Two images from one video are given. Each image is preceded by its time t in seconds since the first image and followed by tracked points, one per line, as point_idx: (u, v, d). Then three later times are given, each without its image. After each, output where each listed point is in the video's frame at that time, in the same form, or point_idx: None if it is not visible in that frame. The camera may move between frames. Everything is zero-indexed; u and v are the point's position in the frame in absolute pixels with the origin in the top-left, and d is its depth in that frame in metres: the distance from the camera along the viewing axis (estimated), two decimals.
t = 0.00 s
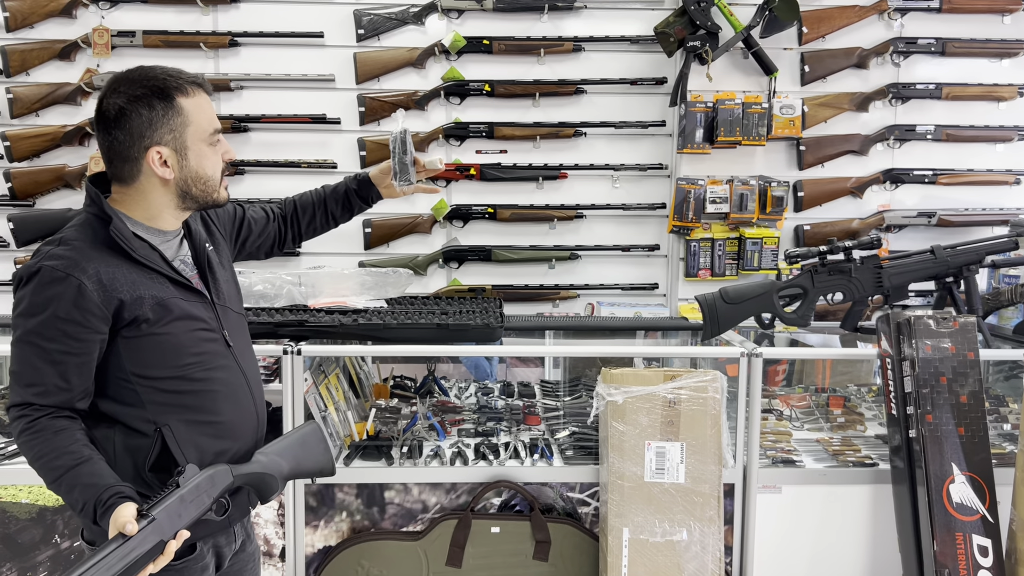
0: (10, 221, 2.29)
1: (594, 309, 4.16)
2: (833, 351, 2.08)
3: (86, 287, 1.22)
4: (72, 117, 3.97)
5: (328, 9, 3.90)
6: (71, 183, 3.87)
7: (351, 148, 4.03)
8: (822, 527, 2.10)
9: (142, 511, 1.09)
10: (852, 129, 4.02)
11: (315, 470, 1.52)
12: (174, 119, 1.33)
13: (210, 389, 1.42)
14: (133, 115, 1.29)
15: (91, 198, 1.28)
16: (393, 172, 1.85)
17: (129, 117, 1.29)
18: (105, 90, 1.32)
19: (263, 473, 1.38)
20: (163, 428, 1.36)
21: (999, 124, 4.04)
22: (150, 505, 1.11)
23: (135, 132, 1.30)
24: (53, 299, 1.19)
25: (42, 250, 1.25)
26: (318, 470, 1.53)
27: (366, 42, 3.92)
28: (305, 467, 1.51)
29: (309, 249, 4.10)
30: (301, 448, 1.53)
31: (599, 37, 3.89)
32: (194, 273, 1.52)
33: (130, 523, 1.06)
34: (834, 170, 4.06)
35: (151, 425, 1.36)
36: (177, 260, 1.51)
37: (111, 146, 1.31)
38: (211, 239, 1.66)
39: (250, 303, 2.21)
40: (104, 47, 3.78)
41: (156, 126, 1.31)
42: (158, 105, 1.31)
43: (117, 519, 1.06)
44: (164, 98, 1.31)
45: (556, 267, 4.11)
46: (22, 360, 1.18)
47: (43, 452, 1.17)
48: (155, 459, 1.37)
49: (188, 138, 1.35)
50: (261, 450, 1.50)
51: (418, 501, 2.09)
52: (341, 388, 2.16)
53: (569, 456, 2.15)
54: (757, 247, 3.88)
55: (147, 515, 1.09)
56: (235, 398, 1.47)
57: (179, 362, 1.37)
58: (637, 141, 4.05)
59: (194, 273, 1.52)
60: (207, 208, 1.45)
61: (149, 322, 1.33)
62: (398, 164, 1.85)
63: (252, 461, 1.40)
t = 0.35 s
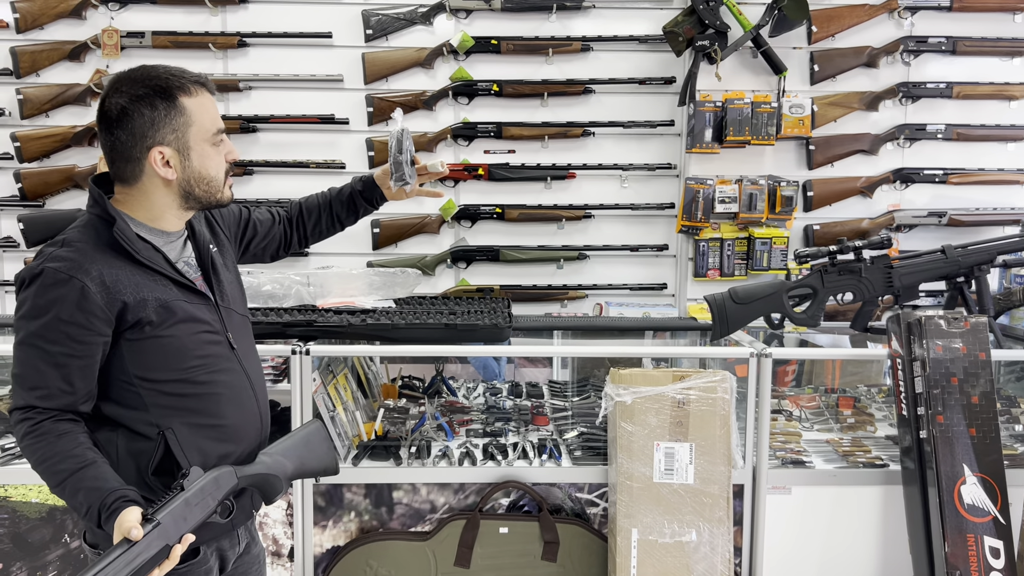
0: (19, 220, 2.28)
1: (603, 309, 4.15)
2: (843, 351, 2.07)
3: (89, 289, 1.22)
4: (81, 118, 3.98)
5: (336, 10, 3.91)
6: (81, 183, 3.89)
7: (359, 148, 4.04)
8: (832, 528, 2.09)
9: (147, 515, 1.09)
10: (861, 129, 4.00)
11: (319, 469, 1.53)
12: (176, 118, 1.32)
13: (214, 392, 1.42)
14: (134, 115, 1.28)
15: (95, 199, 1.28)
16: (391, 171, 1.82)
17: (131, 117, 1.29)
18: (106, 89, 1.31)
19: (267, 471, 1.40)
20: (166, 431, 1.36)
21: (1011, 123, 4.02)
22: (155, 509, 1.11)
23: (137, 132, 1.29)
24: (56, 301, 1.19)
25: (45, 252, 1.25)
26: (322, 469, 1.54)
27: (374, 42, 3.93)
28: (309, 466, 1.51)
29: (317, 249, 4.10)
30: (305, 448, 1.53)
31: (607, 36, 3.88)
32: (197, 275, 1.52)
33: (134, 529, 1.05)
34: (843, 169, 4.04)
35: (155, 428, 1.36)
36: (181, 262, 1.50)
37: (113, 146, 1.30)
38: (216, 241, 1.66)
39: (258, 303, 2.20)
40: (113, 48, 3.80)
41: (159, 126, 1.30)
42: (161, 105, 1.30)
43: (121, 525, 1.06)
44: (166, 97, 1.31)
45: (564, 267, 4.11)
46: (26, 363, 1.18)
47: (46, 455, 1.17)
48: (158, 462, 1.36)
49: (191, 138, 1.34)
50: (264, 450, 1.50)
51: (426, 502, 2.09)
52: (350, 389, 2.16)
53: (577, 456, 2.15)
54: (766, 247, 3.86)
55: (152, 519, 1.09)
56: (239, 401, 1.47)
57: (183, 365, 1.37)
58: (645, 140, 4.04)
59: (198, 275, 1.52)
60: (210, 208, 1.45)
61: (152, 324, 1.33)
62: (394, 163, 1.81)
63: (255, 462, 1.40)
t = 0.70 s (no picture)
0: (25, 220, 2.28)
1: (608, 309, 4.15)
2: (849, 351, 2.07)
3: (89, 291, 1.23)
4: (88, 119, 3.99)
5: (341, 10, 3.92)
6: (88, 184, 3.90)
7: (365, 148, 4.04)
8: (838, 529, 2.09)
9: (147, 515, 1.09)
10: (867, 128, 3.99)
11: (327, 453, 1.54)
12: (175, 119, 1.32)
13: (215, 394, 1.42)
14: (134, 116, 1.29)
15: (95, 201, 1.29)
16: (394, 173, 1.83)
17: (131, 118, 1.29)
18: (108, 90, 1.32)
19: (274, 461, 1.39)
20: (167, 433, 1.36)
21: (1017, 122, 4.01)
22: (157, 508, 1.11)
23: (137, 133, 1.30)
24: (57, 303, 1.19)
25: (45, 254, 1.25)
26: (331, 453, 1.55)
27: (379, 42, 3.93)
28: (318, 451, 1.51)
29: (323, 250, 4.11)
30: (313, 432, 1.53)
31: (612, 36, 3.88)
32: (198, 276, 1.52)
33: (134, 531, 1.05)
34: (849, 169, 4.03)
35: (156, 430, 1.36)
36: (183, 263, 1.51)
37: (114, 147, 1.31)
38: (217, 241, 1.67)
39: (264, 303, 2.21)
40: (119, 49, 3.81)
41: (159, 126, 1.31)
42: (161, 106, 1.30)
43: (123, 526, 1.06)
44: (166, 98, 1.31)
45: (569, 267, 4.11)
46: (28, 365, 1.19)
47: (47, 457, 1.17)
48: (158, 464, 1.37)
49: (191, 139, 1.34)
50: (269, 436, 1.50)
51: (431, 502, 2.09)
52: (355, 389, 2.16)
53: (583, 456, 2.14)
54: (772, 246, 3.86)
55: (153, 519, 1.08)
56: (240, 402, 1.47)
57: (183, 366, 1.37)
58: (650, 140, 4.04)
59: (199, 276, 1.52)
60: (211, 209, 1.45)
61: (153, 326, 1.33)
62: (396, 165, 1.83)
63: (260, 452, 1.39)
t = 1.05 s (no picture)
0: (29, 221, 2.28)
1: (612, 309, 4.15)
2: (853, 351, 2.07)
3: (88, 293, 1.23)
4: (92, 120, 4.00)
5: (345, 10, 3.92)
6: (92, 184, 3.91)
7: (368, 149, 4.05)
8: (842, 529, 2.08)
9: (148, 518, 1.08)
10: (871, 128, 3.99)
11: (335, 441, 1.54)
12: (172, 118, 1.32)
13: (215, 394, 1.42)
14: (131, 115, 1.29)
15: (94, 202, 1.29)
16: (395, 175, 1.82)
17: (128, 117, 1.29)
18: (106, 89, 1.32)
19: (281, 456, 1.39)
20: (167, 434, 1.36)
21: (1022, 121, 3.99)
22: (157, 510, 1.11)
23: (134, 132, 1.30)
24: (56, 305, 1.19)
25: (44, 255, 1.25)
26: (337, 442, 1.55)
27: (382, 43, 3.93)
28: (324, 442, 1.51)
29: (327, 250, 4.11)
30: (318, 421, 1.53)
31: (616, 35, 3.88)
32: (199, 276, 1.52)
33: (134, 535, 1.04)
34: (853, 168, 4.03)
35: (157, 431, 1.36)
36: (182, 264, 1.51)
37: (111, 146, 1.31)
38: (218, 242, 1.67)
39: (268, 304, 2.21)
40: (123, 49, 3.82)
41: (155, 125, 1.31)
42: (157, 105, 1.30)
43: (123, 528, 1.05)
44: (162, 97, 1.31)
45: (572, 267, 4.11)
46: (29, 367, 1.19)
47: (49, 459, 1.17)
48: (159, 465, 1.37)
49: (188, 138, 1.34)
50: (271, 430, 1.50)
51: (435, 502, 2.09)
52: (359, 389, 2.12)
53: (586, 456, 2.14)
54: (776, 246, 3.85)
55: (152, 522, 1.08)
56: (240, 402, 1.48)
57: (184, 367, 1.37)
58: (654, 140, 4.04)
59: (199, 276, 1.52)
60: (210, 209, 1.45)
61: (153, 327, 1.33)
62: (400, 167, 1.81)
63: (264, 445, 1.39)
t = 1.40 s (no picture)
0: (32, 222, 2.28)
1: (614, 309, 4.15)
2: (856, 351, 2.07)
3: (85, 295, 1.23)
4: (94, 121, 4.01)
5: (347, 11, 3.92)
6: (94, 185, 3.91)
7: (370, 149, 4.05)
8: (845, 530, 2.08)
9: (143, 522, 1.07)
10: (874, 128, 3.98)
11: (336, 443, 1.54)
12: (169, 121, 1.32)
13: (214, 396, 1.43)
14: (129, 118, 1.29)
15: (92, 204, 1.29)
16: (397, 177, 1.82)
17: (126, 119, 1.30)
18: (105, 91, 1.33)
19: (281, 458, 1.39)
20: (166, 435, 1.36)
21: None
22: (153, 513, 1.10)
23: (131, 134, 1.30)
24: (53, 307, 1.19)
25: (42, 257, 1.25)
26: (339, 443, 1.54)
27: (384, 43, 3.94)
28: (325, 442, 1.51)
29: (328, 251, 4.12)
30: (319, 423, 1.53)
31: (617, 36, 3.88)
32: (198, 277, 1.52)
33: (127, 540, 1.04)
34: (855, 169, 4.03)
35: (155, 432, 1.36)
36: (181, 264, 1.50)
37: (109, 148, 1.32)
38: (219, 242, 1.67)
39: (270, 304, 2.21)
40: (125, 50, 3.82)
41: (152, 128, 1.31)
42: (155, 107, 1.30)
43: (119, 531, 1.05)
44: (160, 100, 1.31)
45: (574, 267, 4.11)
46: (27, 369, 1.19)
47: (47, 460, 1.18)
48: (157, 466, 1.37)
49: (186, 141, 1.34)
50: (272, 431, 1.50)
51: (437, 502, 2.09)
52: (361, 389, 2.12)
53: (589, 457, 2.14)
54: (778, 246, 3.85)
55: (147, 526, 1.07)
56: (239, 403, 1.48)
57: (182, 369, 1.37)
58: (655, 140, 4.03)
59: (199, 277, 1.52)
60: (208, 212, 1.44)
61: (151, 329, 1.33)
62: (403, 171, 1.81)
63: (263, 448, 1.38)
